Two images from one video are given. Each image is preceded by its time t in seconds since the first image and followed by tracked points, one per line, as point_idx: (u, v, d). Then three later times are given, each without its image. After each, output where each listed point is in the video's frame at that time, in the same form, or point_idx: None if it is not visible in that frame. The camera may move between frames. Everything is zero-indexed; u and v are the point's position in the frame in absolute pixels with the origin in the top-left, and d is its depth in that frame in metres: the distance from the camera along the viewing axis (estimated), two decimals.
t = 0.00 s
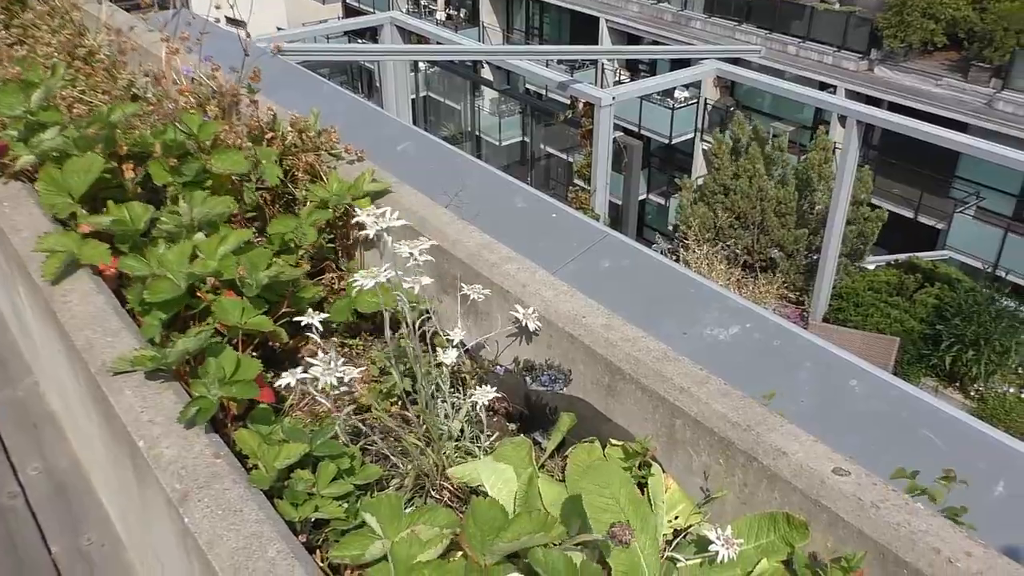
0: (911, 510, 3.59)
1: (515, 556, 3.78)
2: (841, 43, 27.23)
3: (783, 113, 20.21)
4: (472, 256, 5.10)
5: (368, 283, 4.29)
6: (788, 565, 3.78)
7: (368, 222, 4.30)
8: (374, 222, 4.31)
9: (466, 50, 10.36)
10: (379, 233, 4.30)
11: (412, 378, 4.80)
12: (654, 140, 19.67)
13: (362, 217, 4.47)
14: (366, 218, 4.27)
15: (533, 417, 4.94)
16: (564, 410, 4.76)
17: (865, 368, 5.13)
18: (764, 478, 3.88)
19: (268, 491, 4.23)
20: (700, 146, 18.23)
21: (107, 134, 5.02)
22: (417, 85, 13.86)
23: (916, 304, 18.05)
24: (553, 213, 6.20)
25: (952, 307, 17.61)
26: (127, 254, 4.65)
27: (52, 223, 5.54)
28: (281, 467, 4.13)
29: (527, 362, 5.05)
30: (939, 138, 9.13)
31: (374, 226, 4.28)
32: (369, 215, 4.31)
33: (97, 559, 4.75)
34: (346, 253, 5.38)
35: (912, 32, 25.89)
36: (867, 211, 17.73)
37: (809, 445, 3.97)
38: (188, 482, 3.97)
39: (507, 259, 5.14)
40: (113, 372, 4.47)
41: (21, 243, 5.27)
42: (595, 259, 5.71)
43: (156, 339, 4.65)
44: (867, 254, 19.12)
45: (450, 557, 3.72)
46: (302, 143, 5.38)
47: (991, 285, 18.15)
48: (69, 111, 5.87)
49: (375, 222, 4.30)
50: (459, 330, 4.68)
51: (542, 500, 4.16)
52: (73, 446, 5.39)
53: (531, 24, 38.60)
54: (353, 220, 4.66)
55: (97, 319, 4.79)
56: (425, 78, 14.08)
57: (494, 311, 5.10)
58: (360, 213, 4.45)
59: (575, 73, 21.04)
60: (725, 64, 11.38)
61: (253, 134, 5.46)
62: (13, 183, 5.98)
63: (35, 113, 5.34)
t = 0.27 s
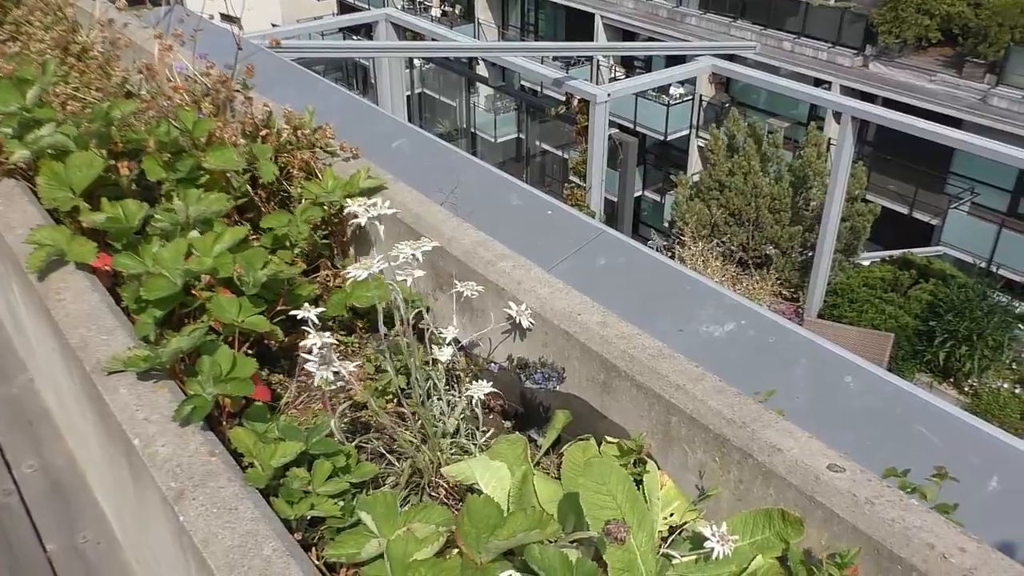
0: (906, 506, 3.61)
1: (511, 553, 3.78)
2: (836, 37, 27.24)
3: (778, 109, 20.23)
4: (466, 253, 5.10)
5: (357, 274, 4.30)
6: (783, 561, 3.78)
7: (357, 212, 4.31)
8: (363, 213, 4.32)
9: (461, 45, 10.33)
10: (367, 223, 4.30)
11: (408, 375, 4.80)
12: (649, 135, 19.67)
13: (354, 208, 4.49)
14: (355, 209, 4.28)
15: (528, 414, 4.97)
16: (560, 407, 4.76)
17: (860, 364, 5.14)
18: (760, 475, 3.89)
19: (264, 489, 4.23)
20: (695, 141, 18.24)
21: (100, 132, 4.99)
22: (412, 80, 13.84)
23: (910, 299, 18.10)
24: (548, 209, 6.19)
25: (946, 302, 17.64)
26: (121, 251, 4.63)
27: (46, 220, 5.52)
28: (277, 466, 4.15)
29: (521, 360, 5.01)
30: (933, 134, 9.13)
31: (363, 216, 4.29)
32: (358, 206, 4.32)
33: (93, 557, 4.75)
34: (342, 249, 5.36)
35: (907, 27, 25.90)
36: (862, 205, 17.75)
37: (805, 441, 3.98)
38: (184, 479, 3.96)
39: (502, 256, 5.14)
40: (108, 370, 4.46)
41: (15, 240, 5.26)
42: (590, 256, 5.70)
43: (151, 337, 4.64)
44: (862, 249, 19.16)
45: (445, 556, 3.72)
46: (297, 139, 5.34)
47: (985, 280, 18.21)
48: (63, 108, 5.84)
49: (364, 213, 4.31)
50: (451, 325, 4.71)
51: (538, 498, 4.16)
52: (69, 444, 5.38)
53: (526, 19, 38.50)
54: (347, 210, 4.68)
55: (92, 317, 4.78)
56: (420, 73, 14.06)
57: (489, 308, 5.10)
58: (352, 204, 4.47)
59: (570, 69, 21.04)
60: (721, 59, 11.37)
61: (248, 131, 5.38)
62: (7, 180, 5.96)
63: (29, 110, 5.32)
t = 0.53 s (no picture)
0: (901, 503, 3.61)
1: (508, 551, 3.78)
2: (832, 36, 27.27)
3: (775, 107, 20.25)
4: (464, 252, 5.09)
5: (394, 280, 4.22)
6: (779, 559, 3.77)
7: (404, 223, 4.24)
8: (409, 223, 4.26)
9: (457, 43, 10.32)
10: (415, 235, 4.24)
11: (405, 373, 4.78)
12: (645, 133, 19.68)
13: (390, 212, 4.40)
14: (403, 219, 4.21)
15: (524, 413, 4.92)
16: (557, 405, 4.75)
17: (856, 361, 5.14)
18: (756, 472, 3.89)
19: (260, 487, 4.22)
20: (691, 139, 18.25)
21: (95, 129, 4.97)
22: (407, 78, 13.83)
23: (907, 297, 18.13)
24: (544, 207, 6.19)
25: (943, 300, 17.68)
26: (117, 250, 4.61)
27: (41, 218, 5.50)
28: (272, 464, 4.14)
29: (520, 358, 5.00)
30: (930, 132, 9.13)
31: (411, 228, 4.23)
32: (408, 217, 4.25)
33: (88, 556, 4.74)
34: (338, 248, 5.34)
35: (903, 24, 25.92)
36: (857, 203, 17.78)
37: (801, 439, 3.99)
38: (179, 478, 3.95)
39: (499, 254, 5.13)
40: (103, 369, 4.45)
41: (9, 239, 5.24)
42: (586, 254, 5.70)
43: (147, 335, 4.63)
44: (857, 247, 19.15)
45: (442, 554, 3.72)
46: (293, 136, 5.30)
47: (981, 278, 18.26)
48: (58, 106, 5.82)
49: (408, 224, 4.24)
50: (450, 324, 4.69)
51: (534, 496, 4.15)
52: (64, 443, 5.37)
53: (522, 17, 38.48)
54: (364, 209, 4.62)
55: (87, 315, 4.76)
56: (416, 71, 14.05)
57: (486, 306, 5.10)
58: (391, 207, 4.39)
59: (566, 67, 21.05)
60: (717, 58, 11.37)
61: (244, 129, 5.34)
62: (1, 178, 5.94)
63: (24, 108, 5.30)
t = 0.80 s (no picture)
0: (913, 513, 3.48)
1: (508, 564, 3.65)
2: (838, 36, 27.28)
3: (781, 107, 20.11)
4: (460, 253, 4.98)
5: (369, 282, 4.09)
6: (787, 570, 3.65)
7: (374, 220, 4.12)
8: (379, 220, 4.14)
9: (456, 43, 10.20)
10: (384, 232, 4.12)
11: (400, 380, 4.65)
12: (648, 136, 19.57)
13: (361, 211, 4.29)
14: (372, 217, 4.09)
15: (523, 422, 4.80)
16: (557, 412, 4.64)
17: (864, 367, 5.01)
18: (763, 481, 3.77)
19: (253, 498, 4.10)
20: (694, 141, 18.16)
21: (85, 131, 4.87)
22: (405, 78, 13.73)
23: (915, 301, 18.00)
24: (544, 209, 6.06)
25: (952, 305, 17.54)
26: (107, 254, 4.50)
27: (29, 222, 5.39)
28: (266, 474, 4.01)
29: (517, 365, 4.90)
30: (939, 133, 8.99)
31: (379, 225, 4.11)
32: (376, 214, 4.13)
33: (76, 569, 4.62)
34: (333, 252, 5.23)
35: (909, 25, 25.78)
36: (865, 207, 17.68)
37: (808, 446, 3.85)
38: (170, 489, 3.83)
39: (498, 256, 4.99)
40: (92, 377, 4.33)
41: None
42: (587, 257, 5.58)
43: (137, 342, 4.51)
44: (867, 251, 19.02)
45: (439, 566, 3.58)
46: (287, 138, 5.20)
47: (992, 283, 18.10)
48: (46, 107, 5.72)
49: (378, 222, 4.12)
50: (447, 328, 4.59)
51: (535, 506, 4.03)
52: (51, 452, 5.24)
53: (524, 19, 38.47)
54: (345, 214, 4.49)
55: (75, 321, 4.65)
56: (414, 71, 13.93)
57: (485, 311, 4.96)
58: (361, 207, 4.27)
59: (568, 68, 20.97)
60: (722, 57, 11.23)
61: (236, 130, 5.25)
62: None
63: (11, 109, 5.19)
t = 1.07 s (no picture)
0: (958, 548, 3.08)
1: None
2: (872, 27, 27.16)
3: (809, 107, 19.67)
4: (463, 259, 4.55)
5: (323, 291, 3.76)
6: None
7: (317, 222, 3.83)
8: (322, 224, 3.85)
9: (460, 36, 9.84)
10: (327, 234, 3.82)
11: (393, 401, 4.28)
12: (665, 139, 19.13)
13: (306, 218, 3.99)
14: (314, 218, 3.80)
15: (531, 444, 4.46)
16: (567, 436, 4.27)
17: (903, 388, 4.52)
18: (791, 513, 3.37)
19: (235, 530, 3.73)
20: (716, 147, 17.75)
21: (54, 131, 4.59)
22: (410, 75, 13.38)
23: (960, 316, 17.60)
24: (553, 212, 5.62)
25: (1003, 317, 17.03)
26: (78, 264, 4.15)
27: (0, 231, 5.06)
28: (250, 503, 3.61)
29: (519, 383, 4.50)
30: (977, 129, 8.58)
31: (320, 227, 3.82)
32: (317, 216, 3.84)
33: None
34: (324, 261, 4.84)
35: (951, 15, 25.63)
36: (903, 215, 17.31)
37: (842, 474, 3.44)
38: (145, 520, 3.46)
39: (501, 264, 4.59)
40: (60, 397, 3.97)
41: None
42: (598, 265, 5.14)
43: (110, 359, 4.16)
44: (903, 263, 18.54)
45: None
46: (273, 137, 4.87)
47: None
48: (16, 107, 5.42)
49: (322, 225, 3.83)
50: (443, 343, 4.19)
51: (544, 541, 3.64)
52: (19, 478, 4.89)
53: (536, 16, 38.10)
54: (302, 221, 4.19)
55: (42, 337, 4.30)
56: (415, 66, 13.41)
57: (488, 325, 4.56)
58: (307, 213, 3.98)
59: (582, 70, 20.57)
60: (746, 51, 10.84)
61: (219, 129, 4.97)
62: None
63: None
